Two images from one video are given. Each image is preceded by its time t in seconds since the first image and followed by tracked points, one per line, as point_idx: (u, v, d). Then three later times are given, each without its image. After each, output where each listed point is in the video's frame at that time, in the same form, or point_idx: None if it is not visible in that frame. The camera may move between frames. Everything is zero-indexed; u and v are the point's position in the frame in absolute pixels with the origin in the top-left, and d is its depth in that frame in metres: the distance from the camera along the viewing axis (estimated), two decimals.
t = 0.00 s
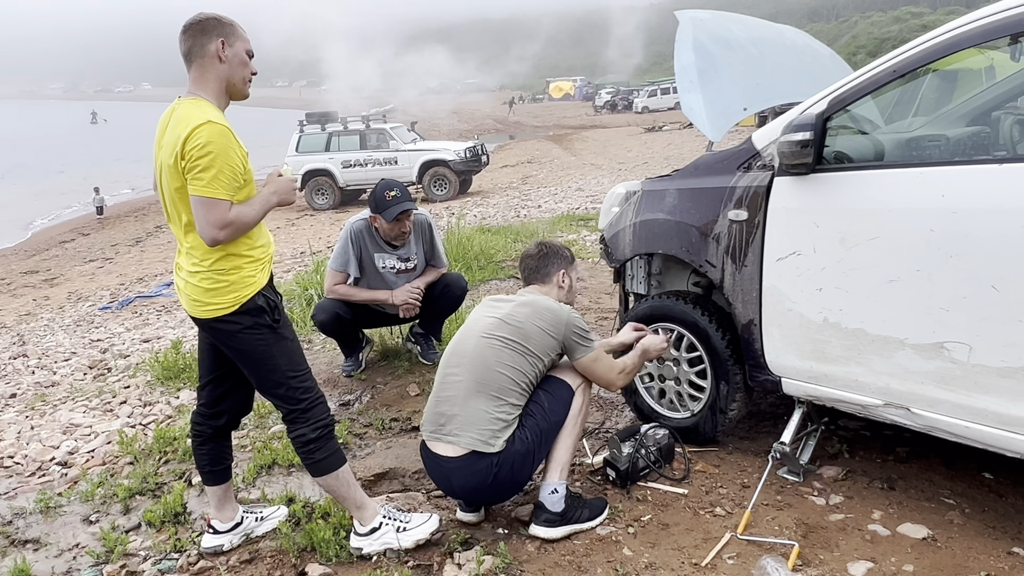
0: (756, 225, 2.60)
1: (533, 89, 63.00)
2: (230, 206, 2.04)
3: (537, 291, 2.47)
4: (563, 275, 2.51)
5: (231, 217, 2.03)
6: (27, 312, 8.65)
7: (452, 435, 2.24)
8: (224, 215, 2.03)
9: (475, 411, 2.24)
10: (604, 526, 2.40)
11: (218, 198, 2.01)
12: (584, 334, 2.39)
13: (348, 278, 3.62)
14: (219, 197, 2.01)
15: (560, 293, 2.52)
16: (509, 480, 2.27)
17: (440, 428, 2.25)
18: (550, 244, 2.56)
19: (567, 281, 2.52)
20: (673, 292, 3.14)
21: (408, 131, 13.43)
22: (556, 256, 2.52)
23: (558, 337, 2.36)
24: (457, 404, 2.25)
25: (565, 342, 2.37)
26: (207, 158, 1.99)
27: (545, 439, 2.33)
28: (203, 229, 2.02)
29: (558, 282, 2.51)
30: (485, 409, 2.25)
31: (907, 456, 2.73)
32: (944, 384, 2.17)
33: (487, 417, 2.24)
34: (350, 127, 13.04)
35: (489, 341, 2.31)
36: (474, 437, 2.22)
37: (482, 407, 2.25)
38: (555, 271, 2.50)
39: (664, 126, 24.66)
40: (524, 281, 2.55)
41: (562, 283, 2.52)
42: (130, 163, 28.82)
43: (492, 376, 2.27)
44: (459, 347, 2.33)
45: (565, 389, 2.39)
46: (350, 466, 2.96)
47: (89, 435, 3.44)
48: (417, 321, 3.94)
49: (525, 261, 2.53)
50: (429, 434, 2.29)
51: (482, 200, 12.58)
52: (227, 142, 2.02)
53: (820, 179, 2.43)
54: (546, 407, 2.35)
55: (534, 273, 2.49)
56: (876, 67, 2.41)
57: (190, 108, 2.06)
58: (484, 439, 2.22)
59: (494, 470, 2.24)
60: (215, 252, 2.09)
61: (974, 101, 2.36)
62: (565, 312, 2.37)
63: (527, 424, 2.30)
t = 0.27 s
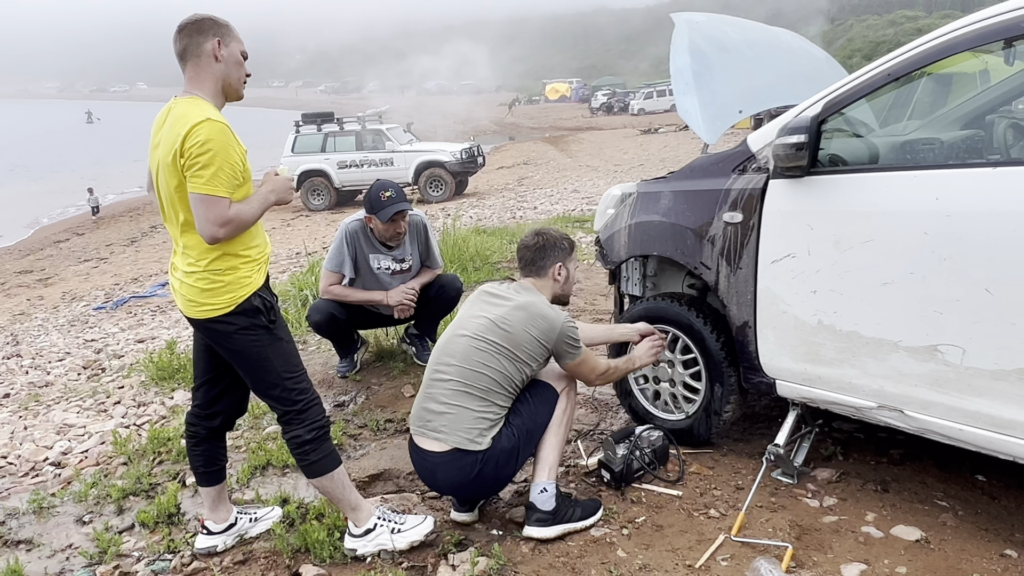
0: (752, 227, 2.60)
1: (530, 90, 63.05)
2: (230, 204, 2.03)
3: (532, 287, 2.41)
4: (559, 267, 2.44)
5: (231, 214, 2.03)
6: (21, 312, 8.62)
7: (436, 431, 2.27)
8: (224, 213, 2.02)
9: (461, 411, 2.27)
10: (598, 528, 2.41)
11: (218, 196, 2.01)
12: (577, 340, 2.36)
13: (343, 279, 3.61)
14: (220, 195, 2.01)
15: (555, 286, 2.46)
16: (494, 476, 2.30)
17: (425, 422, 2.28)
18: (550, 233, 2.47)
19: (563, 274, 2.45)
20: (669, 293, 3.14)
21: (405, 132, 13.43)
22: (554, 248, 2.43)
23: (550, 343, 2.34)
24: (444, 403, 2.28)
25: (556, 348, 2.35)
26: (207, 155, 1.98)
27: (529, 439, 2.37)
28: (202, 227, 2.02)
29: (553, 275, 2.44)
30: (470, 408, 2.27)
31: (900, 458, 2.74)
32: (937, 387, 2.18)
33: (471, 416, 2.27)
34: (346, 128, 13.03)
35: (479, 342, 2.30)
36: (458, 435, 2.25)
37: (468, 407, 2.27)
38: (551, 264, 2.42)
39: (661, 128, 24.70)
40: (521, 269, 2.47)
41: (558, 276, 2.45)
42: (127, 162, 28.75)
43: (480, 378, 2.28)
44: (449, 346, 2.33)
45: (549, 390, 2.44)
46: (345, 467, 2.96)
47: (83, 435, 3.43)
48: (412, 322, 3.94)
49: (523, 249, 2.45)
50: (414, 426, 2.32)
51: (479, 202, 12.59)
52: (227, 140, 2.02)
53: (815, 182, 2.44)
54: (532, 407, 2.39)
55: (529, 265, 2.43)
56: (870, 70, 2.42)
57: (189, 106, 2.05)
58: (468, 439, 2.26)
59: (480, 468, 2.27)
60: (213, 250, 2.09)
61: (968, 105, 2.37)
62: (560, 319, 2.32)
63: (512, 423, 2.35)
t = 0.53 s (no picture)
0: (749, 229, 2.61)
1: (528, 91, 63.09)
2: (231, 202, 2.03)
3: (532, 290, 2.40)
4: (561, 274, 2.40)
5: (232, 212, 2.02)
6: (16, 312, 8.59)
7: (429, 431, 2.28)
8: (227, 211, 2.02)
9: (456, 414, 2.27)
10: (594, 530, 2.41)
11: (220, 194, 2.01)
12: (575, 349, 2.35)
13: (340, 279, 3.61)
14: (221, 193, 2.01)
15: (556, 291, 2.43)
16: (488, 478, 2.31)
17: (419, 422, 2.29)
18: (557, 237, 2.42)
19: (564, 280, 2.41)
20: (666, 295, 3.14)
21: (402, 133, 13.43)
22: (556, 254, 2.39)
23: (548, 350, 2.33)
24: (439, 405, 2.28)
25: (554, 356, 2.34)
26: (208, 153, 1.98)
27: (521, 441, 2.37)
28: (203, 225, 2.01)
29: (553, 281, 2.41)
30: (465, 411, 2.27)
31: (896, 461, 2.75)
32: (932, 389, 2.19)
33: (466, 419, 2.27)
34: (344, 129, 13.03)
35: (476, 346, 2.30)
36: (451, 437, 2.26)
37: (463, 411, 2.28)
38: (552, 270, 2.39)
39: (658, 131, 24.73)
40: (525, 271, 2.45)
41: (559, 282, 2.41)
42: (124, 162, 28.72)
43: (476, 382, 2.28)
44: (446, 347, 2.33)
45: (542, 393, 2.45)
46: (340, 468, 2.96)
47: (78, 436, 3.42)
48: (408, 323, 3.94)
49: (527, 251, 2.42)
50: (408, 425, 2.33)
51: (476, 203, 12.59)
52: (227, 139, 2.02)
53: (812, 185, 2.44)
54: (526, 411, 2.40)
55: (530, 268, 2.41)
56: (867, 74, 2.43)
57: (189, 105, 2.05)
58: (462, 441, 2.26)
59: (474, 469, 2.27)
60: (213, 249, 2.09)
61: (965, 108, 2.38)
62: (559, 327, 2.31)
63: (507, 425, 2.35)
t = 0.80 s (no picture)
0: (746, 232, 2.61)
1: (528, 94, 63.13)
2: (224, 207, 2.03)
3: (537, 295, 2.40)
4: (566, 280, 2.39)
5: (225, 217, 2.02)
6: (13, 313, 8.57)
7: (433, 435, 2.28)
8: (218, 215, 2.02)
9: (460, 419, 2.27)
10: (593, 531, 2.41)
11: (213, 198, 2.01)
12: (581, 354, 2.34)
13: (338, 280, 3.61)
14: (214, 197, 2.01)
15: (561, 297, 2.42)
16: (490, 482, 2.31)
17: (423, 425, 2.29)
18: (565, 243, 2.40)
19: (569, 287, 2.40)
20: (664, 297, 3.15)
21: (401, 135, 13.43)
22: (562, 261, 2.37)
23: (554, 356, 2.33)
24: (443, 409, 2.28)
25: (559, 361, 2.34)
26: (204, 157, 1.98)
27: (524, 444, 2.38)
28: (196, 228, 2.01)
29: (558, 287, 2.39)
30: (469, 415, 2.28)
31: (894, 463, 2.75)
32: (931, 392, 2.19)
33: (471, 424, 2.28)
34: (343, 130, 13.03)
35: (481, 351, 2.30)
36: (455, 441, 2.26)
37: (468, 415, 2.28)
38: (557, 276, 2.38)
39: (657, 134, 24.76)
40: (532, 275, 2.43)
41: (564, 288, 2.40)
42: (123, 163, 28.70)
43: (481, 387, 2.28)
44: (450, 351, 2.32)
45: (544, 396, 2.46)
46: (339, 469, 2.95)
47: (76, 436, 3.42)
48: (407, 324, 3.94)
49: (534, 255, 2.41)
50: (411, 428, 2.33)
51: (475, 205, 12.59)
52: (224, 144, 2.02)
53: (811, 187, 2.44)
54: (530, 414, 2.41)
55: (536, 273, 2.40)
56: (866, 77, 2.43)
57: (188, 107, 2.05)
58: (465, 446, 2.26)
59: (478, 476, 2.28)
60: (206, 252, 2.09)
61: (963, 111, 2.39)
62: (566, 334, 2.31)
63: (511, 430, 2.36)
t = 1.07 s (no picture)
0: (745, 234, 2.62)
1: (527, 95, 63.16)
2: (224, 209, 2.04)
3: (548, 302, 2.40)
4: (578, 289, 2.40)
5: (225, 219, 2.03)
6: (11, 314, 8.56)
7: (439, 439, 2.28)
8: (220, 217, 2.02)
9: (467, 424, 2.27)
10: (591, 533, 2.41)
11: (214, 200, 2.01)
12: (589, 363, 2.35)
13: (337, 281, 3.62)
14: (214, 199, 2.01)
15: (571, 306, 2.44)
16: (492, 485, 2.32)
17: (428, 429, 2.29)
18: (577, 252, 2.40)
19: (581, 295, 2.41)
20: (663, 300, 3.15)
21: (400, 136, 13.43)
22: (575, 270, 2.38)
23: (563, 364, 2.33)
24: (450, 413, 2.28)
25: (567, 369, 2.34)
26: (204, 159, 1.98)
27: (529, 449, 2.38)
28: (195, 230, 2.01)
29: (570, 296, 2.41)
30: (476, 421, 2.28)
31: (892, 466, 2.75)
32: (929, 394, 2.19)
33: (477, 429, 2.28)
34: (342, 132, 13.03)
35: (490, 356, 2.30)
36: (461, 446, 2.26)
37: (475, 421, 2.28)
38: (570, 285, 2.39)
39: (656, 136, 24.80)
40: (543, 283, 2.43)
41: (575, 296, 2.41)
42: (122, 163, 28.69)
43: (490, 393, 2.28)
44: (459, 356, 2.32)
45: (551, 399, 2.46)
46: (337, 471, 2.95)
47: (74, 437, 3.41)
48: (406, 326, 3.94)
49: (546, 263, 2.42)
50: (416, 430, 2.33)
51: (474, 206, 12.60)
52: (224, 146, 2.02)
53: (810, 189, 2.45)
54: (535, 419, 2.41)
55: (549, 281, 2.40)
56: (865, 79, 2.44)
57: (188, 108, 2.05)
58: (471, 451, 2.26)
59: (481, 479, 2.28)
60: (206, 254, 2.09)
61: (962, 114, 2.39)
62: (576, 341, 2.32)
63: (513, 433, 2.36)
